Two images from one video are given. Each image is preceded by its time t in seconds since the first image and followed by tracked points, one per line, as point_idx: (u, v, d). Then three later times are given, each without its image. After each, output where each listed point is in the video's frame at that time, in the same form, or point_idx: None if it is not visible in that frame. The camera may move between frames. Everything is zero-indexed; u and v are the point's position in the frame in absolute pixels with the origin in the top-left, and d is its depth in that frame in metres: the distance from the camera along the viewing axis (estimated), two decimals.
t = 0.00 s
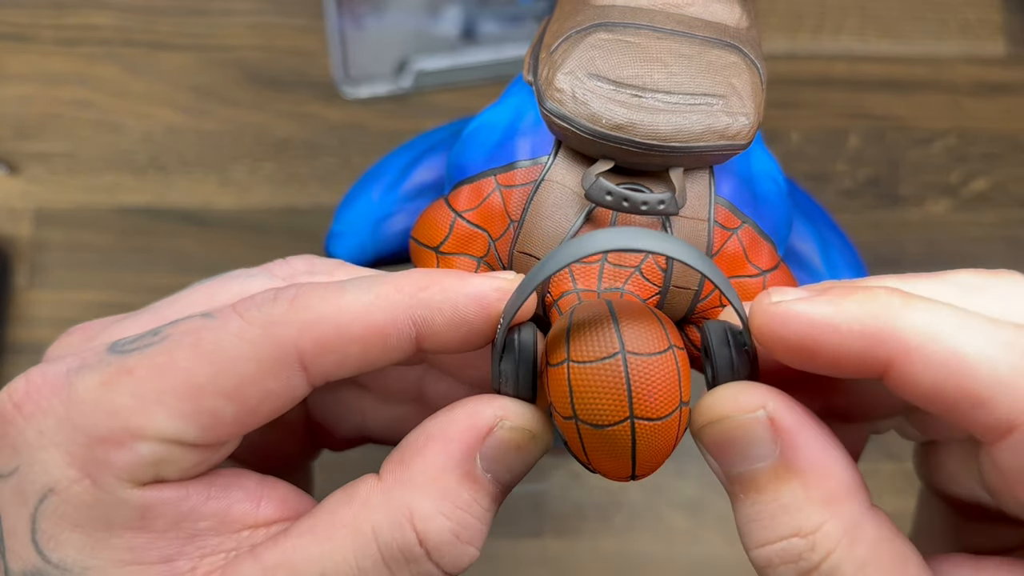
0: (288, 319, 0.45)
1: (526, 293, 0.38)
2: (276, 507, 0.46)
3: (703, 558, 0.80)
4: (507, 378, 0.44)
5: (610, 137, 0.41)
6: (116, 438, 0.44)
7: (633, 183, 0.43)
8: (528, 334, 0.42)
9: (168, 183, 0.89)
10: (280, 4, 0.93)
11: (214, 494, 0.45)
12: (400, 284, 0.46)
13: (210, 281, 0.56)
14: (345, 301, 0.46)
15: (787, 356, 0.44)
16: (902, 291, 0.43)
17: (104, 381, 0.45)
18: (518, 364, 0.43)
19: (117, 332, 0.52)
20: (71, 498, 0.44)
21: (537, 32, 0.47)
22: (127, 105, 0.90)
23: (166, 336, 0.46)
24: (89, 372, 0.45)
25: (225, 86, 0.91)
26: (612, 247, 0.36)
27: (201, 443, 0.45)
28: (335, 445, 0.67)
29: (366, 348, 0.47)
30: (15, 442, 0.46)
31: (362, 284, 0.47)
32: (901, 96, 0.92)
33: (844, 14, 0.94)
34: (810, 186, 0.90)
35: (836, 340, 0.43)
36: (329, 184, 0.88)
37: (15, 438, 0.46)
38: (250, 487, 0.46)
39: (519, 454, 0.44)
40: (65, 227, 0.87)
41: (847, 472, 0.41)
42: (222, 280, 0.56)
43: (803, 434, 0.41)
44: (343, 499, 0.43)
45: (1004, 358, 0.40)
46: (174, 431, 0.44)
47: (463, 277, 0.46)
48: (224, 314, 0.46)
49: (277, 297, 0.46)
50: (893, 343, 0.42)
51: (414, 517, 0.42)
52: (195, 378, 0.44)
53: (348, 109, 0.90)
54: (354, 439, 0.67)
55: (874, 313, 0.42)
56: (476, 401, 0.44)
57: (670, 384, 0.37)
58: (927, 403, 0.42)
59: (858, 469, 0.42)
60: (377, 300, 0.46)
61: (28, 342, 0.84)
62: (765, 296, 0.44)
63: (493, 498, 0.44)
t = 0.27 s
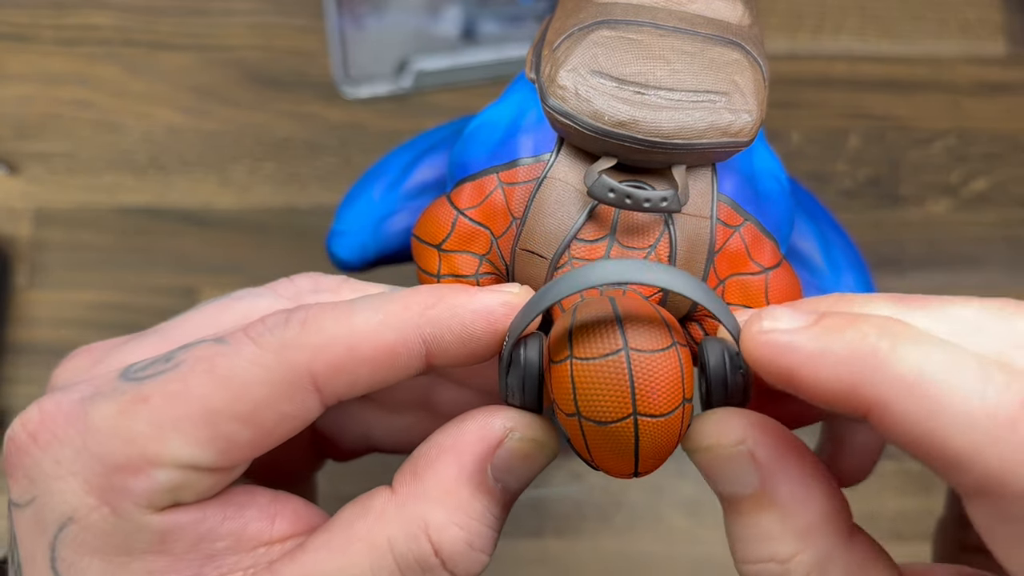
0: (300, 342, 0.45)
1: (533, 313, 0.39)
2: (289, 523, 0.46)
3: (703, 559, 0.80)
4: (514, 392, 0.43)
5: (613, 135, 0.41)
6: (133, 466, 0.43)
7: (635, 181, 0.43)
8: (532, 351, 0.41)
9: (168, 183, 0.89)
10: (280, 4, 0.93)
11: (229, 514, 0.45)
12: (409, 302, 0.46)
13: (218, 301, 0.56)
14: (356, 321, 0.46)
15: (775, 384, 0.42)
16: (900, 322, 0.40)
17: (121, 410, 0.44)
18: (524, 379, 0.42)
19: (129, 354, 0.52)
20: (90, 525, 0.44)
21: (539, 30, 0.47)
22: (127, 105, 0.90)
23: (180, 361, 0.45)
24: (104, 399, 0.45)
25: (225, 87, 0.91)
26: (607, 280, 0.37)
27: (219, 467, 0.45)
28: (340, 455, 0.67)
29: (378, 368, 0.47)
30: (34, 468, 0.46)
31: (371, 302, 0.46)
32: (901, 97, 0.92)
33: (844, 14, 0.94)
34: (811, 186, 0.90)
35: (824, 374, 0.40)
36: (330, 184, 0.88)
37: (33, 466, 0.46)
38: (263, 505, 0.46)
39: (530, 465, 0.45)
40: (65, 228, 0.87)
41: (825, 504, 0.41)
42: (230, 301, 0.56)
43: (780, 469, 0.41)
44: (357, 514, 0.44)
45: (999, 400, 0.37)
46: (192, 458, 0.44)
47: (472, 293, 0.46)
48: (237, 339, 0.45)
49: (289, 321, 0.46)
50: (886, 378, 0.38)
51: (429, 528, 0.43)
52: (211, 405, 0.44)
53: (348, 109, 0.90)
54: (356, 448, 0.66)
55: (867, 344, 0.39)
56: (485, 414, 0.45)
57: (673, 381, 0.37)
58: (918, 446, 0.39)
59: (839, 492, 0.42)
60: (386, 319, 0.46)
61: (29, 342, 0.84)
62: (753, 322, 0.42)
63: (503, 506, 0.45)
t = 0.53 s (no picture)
0: (307, 366, 0.45)
1: (533, 326, 0.40)
2: (306, 543, 0.47)
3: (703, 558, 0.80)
4: (519, 404, 0.43)
5: (619, 134, 0.41)
6: (150, 496, 0.44)
7: (641, 180, 0.43)
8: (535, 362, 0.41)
9: (168, 183, 0.89)
10: (280, 3, 0.92)
11: (244, 537, 0.46)
12: (412, 322, 0.47)
13: (222, 326, 0.57)
14: (361, 345, 0.46)
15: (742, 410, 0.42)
16: (878, 391, 0.40)
17: (133, 442, 0.45)
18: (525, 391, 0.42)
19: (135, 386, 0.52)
20: (111, 557, 0.44)
21: (543, 30, 0.47)
22: (126, 105, 0.90)
23: (189, 390, 0.46)
24: (114, 432, 0.46)
25: (225, 87, 0.90)
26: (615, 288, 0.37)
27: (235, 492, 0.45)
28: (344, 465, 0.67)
29: (386, 387, 0.47)
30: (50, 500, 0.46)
31: (374, 325, 0.47)
32: (901, 97, 0.92)
33: (844, 14, 0.94)
34: (811, 186, 0.90)
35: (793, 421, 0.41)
36: (330, 185, 0.88)
37: (48, 500, 0.46)
38: (279, 526, 0.47)
39: (538, 476, 0.46)
40: (65, 228, 0.87)
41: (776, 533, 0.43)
42: (233, 325, 0.57)
43: (737, 498, 0.43)
44: (375, 535, 0.45)
45: (942, 492, 0.39)
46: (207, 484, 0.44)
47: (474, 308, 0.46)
48: (246, 366, 0.46)
49: (296, 345, 0.46)
50: (843, 444, 0.39)
51: (448, 547, 0.44)
52: (224, 432, 0.44)
53: (349, 109, 0.90)
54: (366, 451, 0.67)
55: (835, 408, 0.40)
56: (490, 430, 0.46)
57: (680, 380, 0.37)
58: (850, 514, 0.40)
59: (797, 526, 0.44)
60: (391, 340, 0.46)
61: (29, 342, 0.85)
62: (739, 352, 0.42)
63: (513, 516, 0.47)
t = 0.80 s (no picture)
0: (308, 372, 0.45)
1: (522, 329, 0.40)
2: (326, 551, 0.47)
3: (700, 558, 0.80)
4: (517, 402, 0.44)
5: (610, 133, 0.41)
6: (165, 511, 0.44)
7: (632, 179, 0.43)
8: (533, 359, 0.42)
9: (168, 183, 0.89)
10: (279, 3, 0.92)
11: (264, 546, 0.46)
12: (410, 326, 0.47)
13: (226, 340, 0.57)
14: (359, 349, 0.46)
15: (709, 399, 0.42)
16: (839, 412, 0.39)
17: (144, 461, 0.45)
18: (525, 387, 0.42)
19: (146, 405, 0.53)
20: None
21: (536, 30, 0.47)
22: (126, 105, 0.90)
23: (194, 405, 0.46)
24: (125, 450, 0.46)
25: (225, 87, 0.91)
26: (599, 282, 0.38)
27: (247, 500, 0.46)
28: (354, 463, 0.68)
29: (386, 389, 0.47)
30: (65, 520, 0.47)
31: (372, 329, 0.47)
32: (902, 96, 0.92)
33: (845, 13, 0.94)
34: (811, 186, 0.90)
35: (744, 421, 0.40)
36: (329, 184, 0.88)
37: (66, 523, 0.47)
38: (297, 536, 0.47)
39: (549, 474, 0.46)
40: (65, 228, 0.87)
41: (714, 535, 0.43)
42: (237, 339, 0.57)
43: (689, 495, 0.43)
44: (395, 548, 0.45)
45: (866, 520, 0.38)
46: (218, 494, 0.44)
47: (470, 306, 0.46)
48: (247, 378, 0.46)
49: (295, 353, 0.46)
50: (784, 453, 0.39)
51: (469, 557, 0.44)
52: (233, 445, 0.44)
53: (348, 109, 0.90)
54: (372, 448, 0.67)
55: (786, 418, 0.39)
56: (496, 436, 0.45)
57: (669, 378, 0.37)
58: (776, 519, 0.40)
59: (743, 532, 0.44)
60: (389, 346, 0.46)
61: (30, 342, 0.85)
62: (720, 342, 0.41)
63: (530, 515, 0.47)
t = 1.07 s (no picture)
0: (267, 389, 0.44)
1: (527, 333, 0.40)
2: (356, 561, 0.50)
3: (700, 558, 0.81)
4: (528, 406, 0.44)
5: (613, 134, 0.41)
6: (173, 547, 0.47)
7: (636, 180, 0.43)
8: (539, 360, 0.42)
9: (168, 184, 0.89)
10: (279, 3, 0.92)
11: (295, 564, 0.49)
12: (369, 317, 0.43)
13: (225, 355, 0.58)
14: (319, 346, 0.43)
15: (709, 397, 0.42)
16: (836, 412, 0.39)
17: (137, 506, 0.46)
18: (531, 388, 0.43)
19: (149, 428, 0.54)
20: None
21: (538, 31, 0.47)
22: (126, 105, 0.90)
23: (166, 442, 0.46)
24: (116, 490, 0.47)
25: (225, 87, 0.91)
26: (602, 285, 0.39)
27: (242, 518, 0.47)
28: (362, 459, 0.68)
29: (355, 384, 0.45)
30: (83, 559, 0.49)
31: (329, 317, 0.44)
32: (902, 96, 0.92)
33: (845, 13, 0.94)
34: (811, 186, 0.90)
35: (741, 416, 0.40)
36: (330, 185, 0.88)
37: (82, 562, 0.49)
38: (327, 549, 0.50)
39: (567, 475, 0.48)
40: (65, 228, 0.87)
41: (706, 535, 0.43)
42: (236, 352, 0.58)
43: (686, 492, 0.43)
44: (428, 562, 0.48)
45: (856, 515, 0.37)
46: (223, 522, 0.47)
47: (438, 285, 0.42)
48: (210, 410, 0.45)
49: (249, 367, 0.44)
50: (779, 448, 0.38)
51: (501, 563, 0.47)
52: (217, 478, 0.45)
53: (348, 109, 0.90)
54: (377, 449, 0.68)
55: (784, 413, 0.39)
56: (512, 446, 0.47)
57: (673, 380, 0.37)
58: (766, 514, 0.40)
59: (737, 533, 0.44)
60: (348, 340, 0.43)
61: (29, 342, 0.85)
62: (723, 338, 0.42)
63: (553, 516, 0.49)
